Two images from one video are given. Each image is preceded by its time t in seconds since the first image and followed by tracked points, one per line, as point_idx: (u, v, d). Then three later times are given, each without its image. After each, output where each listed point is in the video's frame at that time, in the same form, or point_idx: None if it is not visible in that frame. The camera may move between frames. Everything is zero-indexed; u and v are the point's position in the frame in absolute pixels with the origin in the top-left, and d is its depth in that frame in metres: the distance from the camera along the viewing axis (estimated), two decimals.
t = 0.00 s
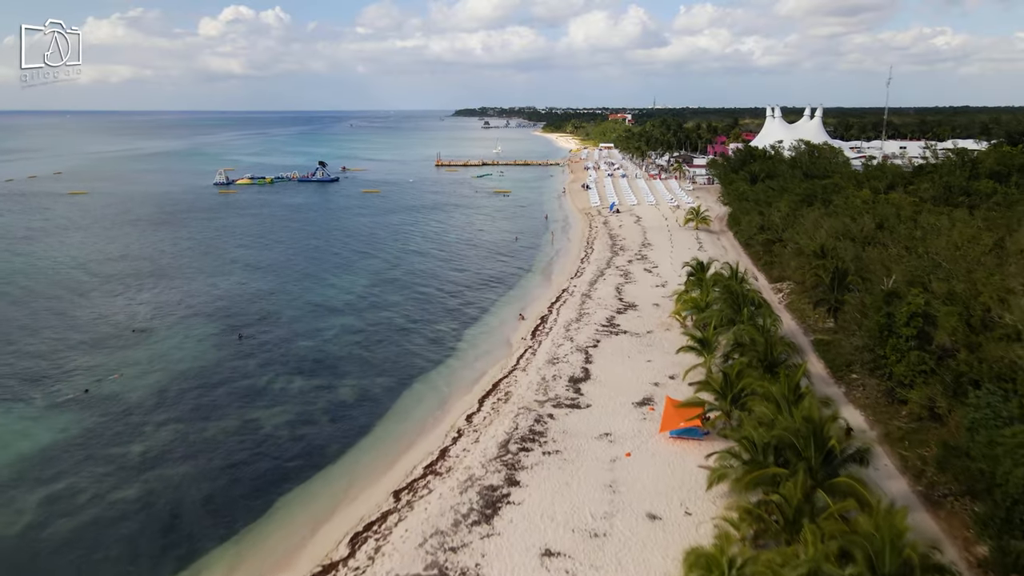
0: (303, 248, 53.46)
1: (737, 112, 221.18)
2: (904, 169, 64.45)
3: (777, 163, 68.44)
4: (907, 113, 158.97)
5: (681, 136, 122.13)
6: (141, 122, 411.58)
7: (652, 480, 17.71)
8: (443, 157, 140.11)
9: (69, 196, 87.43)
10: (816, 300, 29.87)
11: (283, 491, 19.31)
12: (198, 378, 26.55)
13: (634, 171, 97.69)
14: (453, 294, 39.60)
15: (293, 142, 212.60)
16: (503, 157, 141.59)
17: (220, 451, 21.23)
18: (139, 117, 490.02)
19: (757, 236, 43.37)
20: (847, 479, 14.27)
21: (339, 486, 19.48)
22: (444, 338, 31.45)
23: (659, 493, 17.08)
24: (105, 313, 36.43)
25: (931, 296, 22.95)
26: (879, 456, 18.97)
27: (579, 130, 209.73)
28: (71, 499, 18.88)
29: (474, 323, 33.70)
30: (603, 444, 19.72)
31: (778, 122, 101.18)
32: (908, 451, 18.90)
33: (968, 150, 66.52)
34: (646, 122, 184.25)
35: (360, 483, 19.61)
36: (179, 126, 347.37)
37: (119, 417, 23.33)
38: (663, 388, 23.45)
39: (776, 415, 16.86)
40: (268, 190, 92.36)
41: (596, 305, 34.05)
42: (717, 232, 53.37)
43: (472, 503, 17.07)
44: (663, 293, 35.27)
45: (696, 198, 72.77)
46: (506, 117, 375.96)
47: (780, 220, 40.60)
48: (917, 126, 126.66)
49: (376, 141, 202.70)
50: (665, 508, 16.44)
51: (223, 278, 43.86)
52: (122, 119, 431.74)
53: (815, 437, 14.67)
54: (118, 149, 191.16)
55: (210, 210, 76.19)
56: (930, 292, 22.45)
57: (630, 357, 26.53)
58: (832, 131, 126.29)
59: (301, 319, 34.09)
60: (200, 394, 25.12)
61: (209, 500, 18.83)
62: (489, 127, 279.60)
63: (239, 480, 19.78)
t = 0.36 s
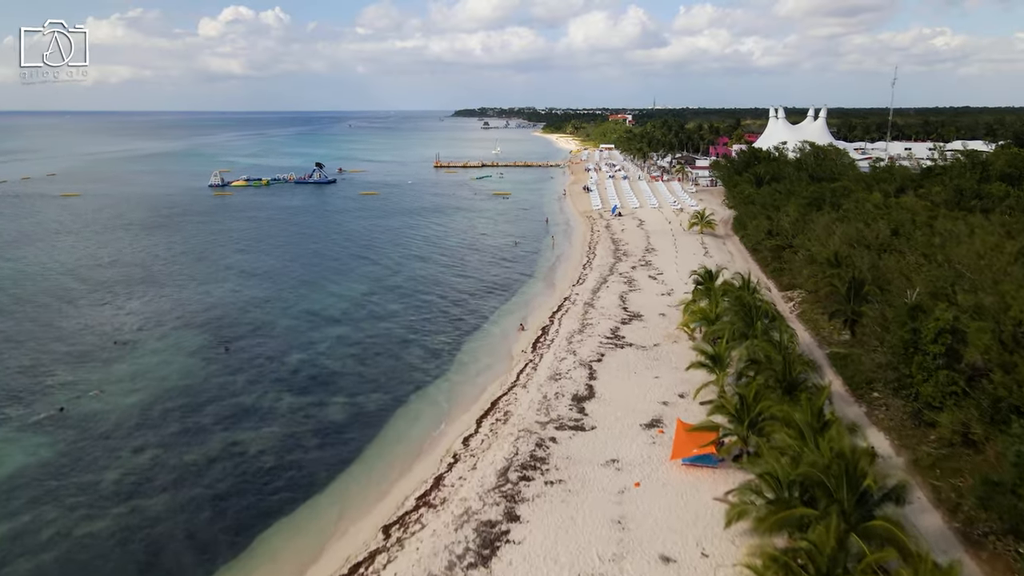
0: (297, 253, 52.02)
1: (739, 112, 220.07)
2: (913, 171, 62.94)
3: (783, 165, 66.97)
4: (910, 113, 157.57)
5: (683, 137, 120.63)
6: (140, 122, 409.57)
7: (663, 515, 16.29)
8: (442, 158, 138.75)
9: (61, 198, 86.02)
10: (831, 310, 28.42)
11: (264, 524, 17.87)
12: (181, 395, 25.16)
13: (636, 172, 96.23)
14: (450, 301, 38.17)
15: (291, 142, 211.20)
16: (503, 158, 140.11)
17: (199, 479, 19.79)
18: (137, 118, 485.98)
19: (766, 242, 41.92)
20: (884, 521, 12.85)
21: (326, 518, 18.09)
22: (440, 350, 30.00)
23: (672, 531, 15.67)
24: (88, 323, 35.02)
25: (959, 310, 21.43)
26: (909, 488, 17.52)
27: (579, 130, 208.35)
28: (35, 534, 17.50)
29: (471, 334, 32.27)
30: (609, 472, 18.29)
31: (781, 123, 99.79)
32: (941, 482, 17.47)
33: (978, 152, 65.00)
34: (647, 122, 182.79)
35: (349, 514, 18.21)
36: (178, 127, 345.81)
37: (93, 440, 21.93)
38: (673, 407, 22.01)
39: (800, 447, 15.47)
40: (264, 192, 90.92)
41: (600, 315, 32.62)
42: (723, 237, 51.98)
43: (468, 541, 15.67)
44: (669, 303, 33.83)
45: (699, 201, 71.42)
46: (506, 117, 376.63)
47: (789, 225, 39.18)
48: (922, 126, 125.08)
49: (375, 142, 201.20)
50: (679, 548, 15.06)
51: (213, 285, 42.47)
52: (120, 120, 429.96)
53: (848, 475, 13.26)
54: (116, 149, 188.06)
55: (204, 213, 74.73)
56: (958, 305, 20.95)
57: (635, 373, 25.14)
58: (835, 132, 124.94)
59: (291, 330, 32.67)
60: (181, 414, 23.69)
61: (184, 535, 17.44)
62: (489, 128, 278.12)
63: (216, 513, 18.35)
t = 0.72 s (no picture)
0: (289, 258, 50.33)
1: (741, 114, 218.34)
2: (923, 173, 61.29)
3: (789, 168, 65.37)
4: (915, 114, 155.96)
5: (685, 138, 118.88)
6: (138, 122, 407.54)
7: (680, 563, 14.67)
8: (441, 159, 137.06)
9: (50, 201, 84.26)
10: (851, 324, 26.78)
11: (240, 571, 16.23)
12: (156, 419, 23.52)
13: (638, 174, 94.63)
14: (446, 311, 36.48)
15: (289, 143, 209.94)
16: (503, 159, 138.46)
17: (169, 517, 18.15)
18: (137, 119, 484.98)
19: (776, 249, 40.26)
20: None
21: (310, 561, 16.47)
22: (435, 366, 28.31)
23: None
24: (66, 335, 33.37)
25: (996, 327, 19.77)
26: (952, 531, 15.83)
27: (579, 131, 206.67)
28: None
29: (468, 347, 30.59)
30: (619, 511, 16.66)
31: (786, 125, 98.12)
32: (986, 525, 15.81)
33: (990, 154, 63.36)
34: (647, 123, 181.30)
35: (334, 556, 16.59)
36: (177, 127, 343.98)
37: (58, 470, 20.30)
38: (686, 434, 20.38)
39: (837, 492, 13.90)
40: (258, 194, 89.26)
41: (604, 328, 30.98)
42: (729, 242, 50.38)
43: None
44: (677, 314, 32.23)
45: (703, 205, 69.75)
46: (505, 117, 375.37)
47: (801, 232, 37.50)
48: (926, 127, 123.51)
49: (373, 143, 199.77)
50: None
51: (200, 294, 40.79)
52: (118, 121, 428.99)
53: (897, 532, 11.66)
54: (113, 149, 186.18)
55: (196, 217, 73.03)
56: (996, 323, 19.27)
57: (644, 394, 23.49)
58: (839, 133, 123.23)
59: (278, 344, 31.01)
60: (155, 441, 22.05)
61: None
62: (488, 128, 276.55)
63: (184, 557, 16.72)
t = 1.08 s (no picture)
0: (282, 264, 48.83)
1: (743, 115, 216.84)
2: (933, 175, 59.72)
3: (796, 170, 63.84)
4: (918, 116, 154.44)
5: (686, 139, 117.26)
6: (137, 122, 405.91)
7: None
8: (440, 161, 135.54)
9: (40, 203, 82.76)
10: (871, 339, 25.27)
11: None
12: (131, 443, 22.07)
13: (639, 176, 93.13)
14: (442, 321, 34.94)
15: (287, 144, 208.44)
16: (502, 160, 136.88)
17: (137, 556, 16.69)
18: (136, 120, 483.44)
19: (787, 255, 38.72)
20: None
21: None
22: (430, 381, 26.82)
23: None
24: (44, 348, 31.92)
25: None
26: None
27: (579, 131, 205.22)
28: None
29: (465, 361, 29.10)
30: (629, 555, 15.19)
31: (789, 126, 96.60)
32: None
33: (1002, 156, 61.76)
34: (648, 124, 179.70)
35: None
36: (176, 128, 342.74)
37: (23, 501, 18.86)
38: (700, 462, 18.89)
39: (879, 546, 12.40)
40: (254, 197, 87.76)
41: (609, 341, 29.47)
42: (736, 247, 48.87)
43: None
44: (685, 326, 30.73)
45: (707, 209, 68.24)
46: (505, 118, 373.83)
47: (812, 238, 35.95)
48: (931, 128, 121.87)
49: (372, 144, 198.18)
50: None
51: (187, 302, 39.29)
52: (117, 121, 427.72)
53: None
54: (109, 151, 184.44)
55: (189, 221, 71.52)
56: None
57: (653, 415, 22.01)
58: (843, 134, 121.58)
59: (265, 358, 29.51)
60: (129, 468, 20.61)
61: None
62: (487, 129, 274.87)
63: None
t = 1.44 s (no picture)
0: (273, 271, 47.04)
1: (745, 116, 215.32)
2: (946, 177, 57.96)
3: (803, 174, 62.13)
4: (922, 117, 152.85)
5: (689, 141, 115.51)
6: (135, 123, 403.57)
7: None
8: (439, 163, 133.74)
9: (29, 207, 80.98)
10: (898, 358, 23.52)
11: None
12: (101, 475, 20.39)
13: (642, 179, 91.43)
14: (438, 334, 33.22)
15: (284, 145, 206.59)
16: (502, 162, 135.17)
17: None
18: (134, 121, 480.59)
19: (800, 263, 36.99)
20: None
21: None
22: (424, 402, 25.09)
23: None
24: (17, 363, 30.17)
25: None
26: None
27: (580, 133, 203.41)
28: None
29: (461, 379, 27.35)
30: None
31: (794, 128, 94.86)
32: None
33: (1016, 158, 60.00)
34: (650, 125, 177.95)
35: None
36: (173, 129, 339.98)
37: None
38: (720, 501, 17.15)
39: None
40: (248, 200, 86.03)
41: (614, 357, 27.68)
42: (744, 254, 47.13)
43: None
44: (695, 341, 28.99)
45: (712, 212, 66.52)
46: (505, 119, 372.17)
47: (827, 246, 34.20)
48: (937, 129, 120.10)
49: (371, 145, 196.42)
50: None
51: (172, 312, 37.55)
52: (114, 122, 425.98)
53: None
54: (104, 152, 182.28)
55: (181, 225, 69.75)
56: None
57: (666, 444, 20.21)
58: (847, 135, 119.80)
59: (250, 376, 27.76)
60: (95, 504, 18.91)
61: None
62: (487, 130, 273.12)
63: None
